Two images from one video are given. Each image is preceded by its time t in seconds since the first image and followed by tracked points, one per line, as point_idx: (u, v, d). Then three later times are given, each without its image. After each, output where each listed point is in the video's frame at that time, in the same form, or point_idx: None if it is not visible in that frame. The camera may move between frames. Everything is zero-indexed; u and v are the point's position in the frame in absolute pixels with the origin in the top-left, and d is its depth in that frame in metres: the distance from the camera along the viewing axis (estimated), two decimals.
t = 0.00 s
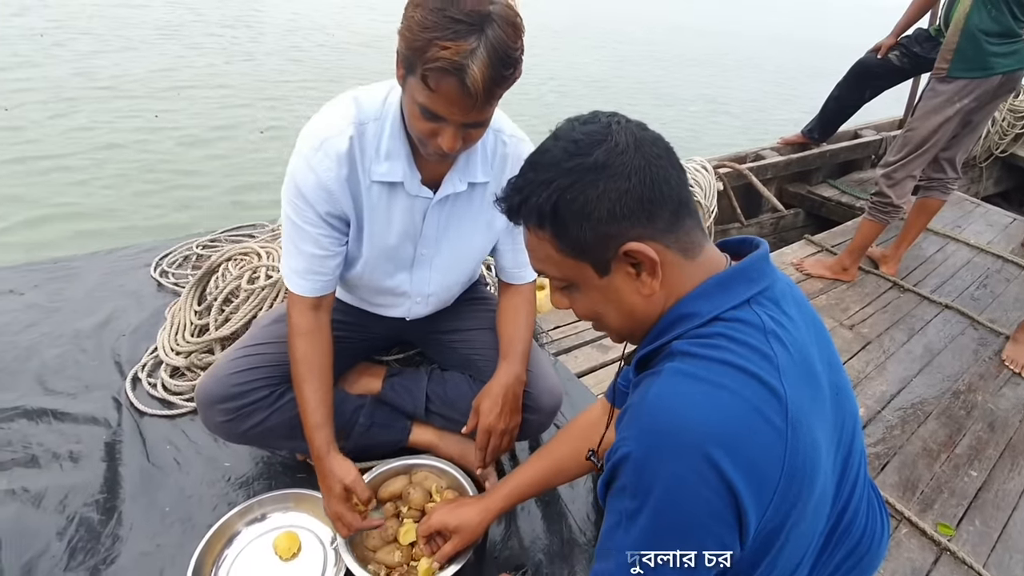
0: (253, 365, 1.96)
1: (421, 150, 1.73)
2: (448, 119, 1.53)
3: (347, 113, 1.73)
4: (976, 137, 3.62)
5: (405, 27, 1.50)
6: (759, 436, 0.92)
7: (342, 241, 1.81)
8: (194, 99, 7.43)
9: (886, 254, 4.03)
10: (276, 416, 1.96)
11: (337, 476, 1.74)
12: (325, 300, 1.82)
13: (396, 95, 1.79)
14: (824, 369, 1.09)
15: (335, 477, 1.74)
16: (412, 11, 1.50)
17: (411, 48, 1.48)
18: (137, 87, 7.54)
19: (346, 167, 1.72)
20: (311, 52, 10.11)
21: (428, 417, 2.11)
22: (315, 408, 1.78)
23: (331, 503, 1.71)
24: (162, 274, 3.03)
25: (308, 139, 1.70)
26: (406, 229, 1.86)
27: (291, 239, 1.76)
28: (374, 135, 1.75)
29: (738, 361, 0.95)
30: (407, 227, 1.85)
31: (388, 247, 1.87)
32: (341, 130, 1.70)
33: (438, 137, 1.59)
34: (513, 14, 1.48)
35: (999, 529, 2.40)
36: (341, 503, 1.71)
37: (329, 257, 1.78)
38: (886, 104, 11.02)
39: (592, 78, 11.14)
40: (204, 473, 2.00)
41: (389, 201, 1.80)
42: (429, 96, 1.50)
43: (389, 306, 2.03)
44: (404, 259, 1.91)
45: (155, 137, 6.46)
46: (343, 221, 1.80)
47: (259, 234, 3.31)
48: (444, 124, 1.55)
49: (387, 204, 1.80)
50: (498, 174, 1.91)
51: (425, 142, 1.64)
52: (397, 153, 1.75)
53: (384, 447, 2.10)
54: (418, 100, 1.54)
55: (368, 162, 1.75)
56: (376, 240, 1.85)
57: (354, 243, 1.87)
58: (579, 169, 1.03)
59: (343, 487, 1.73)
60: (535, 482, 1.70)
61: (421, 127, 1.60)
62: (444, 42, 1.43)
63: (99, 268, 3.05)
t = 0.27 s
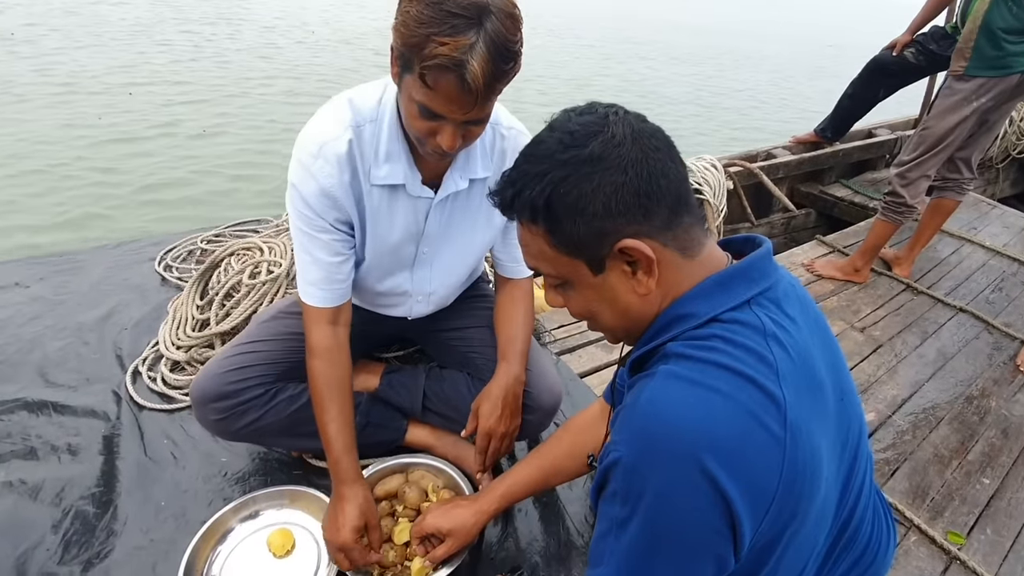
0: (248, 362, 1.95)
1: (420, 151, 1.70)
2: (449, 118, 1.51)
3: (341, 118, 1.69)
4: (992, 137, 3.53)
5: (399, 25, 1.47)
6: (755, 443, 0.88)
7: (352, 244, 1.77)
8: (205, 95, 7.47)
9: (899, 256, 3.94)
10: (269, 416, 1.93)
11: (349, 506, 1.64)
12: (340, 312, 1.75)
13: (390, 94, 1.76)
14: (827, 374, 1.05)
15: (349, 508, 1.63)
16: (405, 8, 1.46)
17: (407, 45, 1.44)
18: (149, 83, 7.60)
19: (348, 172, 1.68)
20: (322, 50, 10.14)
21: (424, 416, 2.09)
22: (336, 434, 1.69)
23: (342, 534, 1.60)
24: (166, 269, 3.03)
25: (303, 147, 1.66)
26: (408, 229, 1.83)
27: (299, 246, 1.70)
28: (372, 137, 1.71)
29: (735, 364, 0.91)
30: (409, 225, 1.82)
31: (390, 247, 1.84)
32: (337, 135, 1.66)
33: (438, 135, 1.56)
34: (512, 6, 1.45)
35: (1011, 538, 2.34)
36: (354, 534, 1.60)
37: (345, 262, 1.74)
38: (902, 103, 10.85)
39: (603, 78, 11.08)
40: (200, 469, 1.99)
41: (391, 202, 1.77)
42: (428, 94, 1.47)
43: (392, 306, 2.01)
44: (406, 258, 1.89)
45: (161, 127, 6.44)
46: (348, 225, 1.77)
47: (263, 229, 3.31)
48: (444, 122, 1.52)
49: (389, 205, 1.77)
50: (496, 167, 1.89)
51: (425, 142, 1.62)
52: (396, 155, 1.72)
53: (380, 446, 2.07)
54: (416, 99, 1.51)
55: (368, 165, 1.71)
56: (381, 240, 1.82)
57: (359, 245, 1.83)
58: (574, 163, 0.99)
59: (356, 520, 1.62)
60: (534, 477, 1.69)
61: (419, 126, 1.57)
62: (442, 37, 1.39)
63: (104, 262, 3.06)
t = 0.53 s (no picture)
0: (248, 357, 1.96)
1: (409, 153, 1.71)
2: (433, 123, 1.52)
3: (331, 120, 1.70)
4: (1003, 137, 3.50)
5: (382, 29, 1.48)
6: (748, 442, 0.88)
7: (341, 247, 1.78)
8: (212, 93, 7.52)
9: (905, 256, 3.92)
10: (267, 411, 1.95)
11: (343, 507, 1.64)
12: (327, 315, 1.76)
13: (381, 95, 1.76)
14: (825, 376, 1.04)
15: (341, 507, 1.64)
16: (389, 12, 1.47)
17: (389, 50, 1.46)
18: (157, 82, 7.67)
19: (336, 175, 1.69)
20: (328, 49, 10.18)
21: (422, 412, 2.10)
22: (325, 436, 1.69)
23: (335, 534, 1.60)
24: (170, 264, 3.06)
25: (292, 149, 1.68)
26: (401, 230, 1.84)
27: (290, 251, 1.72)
28: (361, 139, 1.72)
29: (729, 363, 0.91)
30: (401, 226, 1.83)
31: (384, 248, 1.85)
32: (327, 137, 1.68)
33: (424, 139, 1.57)
34: (497, 9, 1.46)
35: (1013, 541, 2.32)
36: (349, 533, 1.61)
37: (334, 265, 1.75)
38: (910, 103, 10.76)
39: (609, 78, 11.07)
40: (201, 462, 2.02)
41: (382, 204, 1.78)
42: (411, 99, 1.48)
43: (387, 306, 2.02)
44: (399, 258, 1.90)
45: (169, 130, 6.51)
46: (338, 228, 1.78)
47: (267, 226, 3.33)
48: (428, 126, 1.53)
49: (380, 206, 1.78)
50: (490, 167, 1.89)
51: (412, 145, 1.63)
52: (386, 157, 1.73)
53: (378, 442, 2.09)
54: (401, 102, 1.52)
55: (358, 167, 1.72)
56: (372, 241, 1.83)
57: (350, 247, 1.85)
58: (576, 158, 0.99)
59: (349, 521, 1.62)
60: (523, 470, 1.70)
61: (405, 130, 1.58)
62: (422, 44, 1.41)
63: (109, 257, 3.09)
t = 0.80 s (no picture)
0: (258, 353, 2.01)
1: (410, 152, 1.74)
2: (427, 120, 1.55)
3: (333, 119, 1.74)
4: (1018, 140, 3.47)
5: (376, 26, 1.51)
6: (751, 441, 0.90)
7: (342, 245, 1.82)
8: (225, 93, 7.61)
9: (915, 259, 3.89)
10: (277, 406, 2.00)
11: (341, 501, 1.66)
12: (327, 311, 1.80)
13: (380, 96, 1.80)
14: (829, 378, 1.06)
15: (338, 498, 1.66)
16: (384, 10, 1.51)
17: (383, 47, 1.50)
18: (172, 83, 7.78)
19: (336, 173, 1.73)
20: (340, 50, 10.27)
21: (428, 409, 2.13)
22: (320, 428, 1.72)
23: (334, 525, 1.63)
24: (183, 263, 3.12)
25: (295, 147, 1.72)
26: (405, 228, 1.87)
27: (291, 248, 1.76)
28: (364, 138, 1.76)
29: (734, 364, 0.93)
30: (404, 225, 1.87)
31: (388, 246, 1.88)
32: (329, 136, 1.72)
33: (420, 137, 1.61)
34: (489, 8, 1.48)
35: (1020, 545, 2.31)
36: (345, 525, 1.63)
37: (334, 262, 1.78)
38: (923, 105, 10.66)
39: (618, 80, 11.06)
40: (212, 455, 2.06)
41: (385, 203, 1.82)
42: (405, 96, 1.52)
43: (393, 304, 2.05)
44: (403, 257, 1.93)
45: (183, 128, 6.58)
46: (340, 225, 1.82)
47: (278, 226, 3.38)
48: (424, 124, 1.57)
49: (383, 205, 1.82)
50: (492, 167, 1.92)
51: (409, 143, 1.67)
52: (387, 155, 1.77)
53: (385, 438, 2.12)
54: (396, 100, 1.55)
55: (360, 166, 1.76)
56: (376, 240, 1.87)
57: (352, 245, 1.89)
58: (588, 160, 1.00)
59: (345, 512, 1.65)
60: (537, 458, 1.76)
61: (402, 127, 1.61)
62: (413, 41, 1.44)
63: (124, 255, 3.16)
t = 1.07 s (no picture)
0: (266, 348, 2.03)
1: (413, 149, 1.76)
2: (429, 119, 1.57)
3: (339, 115, 1.77)
4: None
5: (380, 27, 1.53)
6: (750, 437, 0.91)
7: (334, 237, 1.84)
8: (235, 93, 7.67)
9: (924, 263, 3.87)
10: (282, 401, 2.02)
11: (271, 485, 1.68)
12: (309, 297, 1.82)
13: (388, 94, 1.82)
14: (830, 377, 1.06)
15: (265, 482, 1.68)
16: (386, 11, 1.53)
17: (385, 48, 1.52)
18: (183, 82, 7.86)
19: (337, 167, 1.75)
20: (349, 51, 10.34)
21: (433, 406, 2.14)
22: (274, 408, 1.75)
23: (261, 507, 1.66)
24: (192, 259, 3.16)
25: (298, 139, 1.74)
26: (407, 224, 1.89)
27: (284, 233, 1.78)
28: (368, 134, 1.78)
29: (733, 360, 0.94)
30: (407, 222, 1.89)
31: (390, 241, 1.91)
32: (332, 131, 1.74)
33: (422, 135, 1.63)
34: (491, 10, 1.50)
35: None
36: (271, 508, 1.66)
37: (323, 255, 1.81)
38: (934, 108, 10.59)
39: (626, 82, 11.06)
40: (219, 449, 2.09)
41: (388, 198, 1.84)
42: (407, 95, 1.54)
43: (398, 300, 2.08)
44: (407, 254, 1.96)
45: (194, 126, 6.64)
46: (339, 219, 1.84)
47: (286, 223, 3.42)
48: (425, 122, 1.59)
49: (384, 201, 1.84)
50: (496, 166, 1.93)
51: (413, 142, 1.69)
52: (390, 152, 1.79)
53: (389, 434, 2.13)
54: (399, 99, 1.57)
55: (363, 161, 1.78)
56: (380, 237, 1.90)
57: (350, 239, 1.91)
58: (594, 158, 1.01)
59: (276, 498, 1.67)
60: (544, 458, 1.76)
61: (406, 126, 1.63)
62: (415, 43, 1.46)
63: (135, 251, 3.20)
